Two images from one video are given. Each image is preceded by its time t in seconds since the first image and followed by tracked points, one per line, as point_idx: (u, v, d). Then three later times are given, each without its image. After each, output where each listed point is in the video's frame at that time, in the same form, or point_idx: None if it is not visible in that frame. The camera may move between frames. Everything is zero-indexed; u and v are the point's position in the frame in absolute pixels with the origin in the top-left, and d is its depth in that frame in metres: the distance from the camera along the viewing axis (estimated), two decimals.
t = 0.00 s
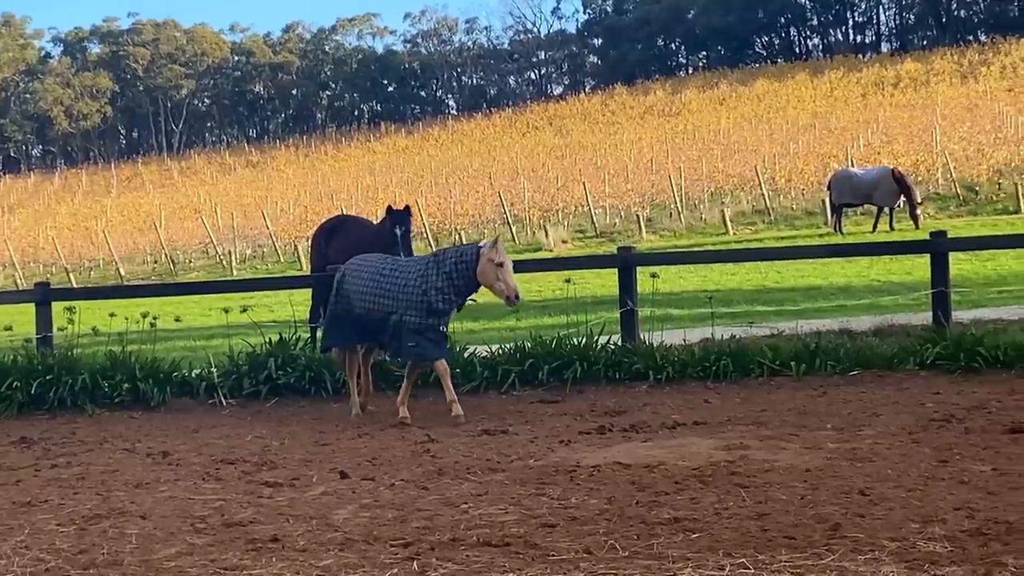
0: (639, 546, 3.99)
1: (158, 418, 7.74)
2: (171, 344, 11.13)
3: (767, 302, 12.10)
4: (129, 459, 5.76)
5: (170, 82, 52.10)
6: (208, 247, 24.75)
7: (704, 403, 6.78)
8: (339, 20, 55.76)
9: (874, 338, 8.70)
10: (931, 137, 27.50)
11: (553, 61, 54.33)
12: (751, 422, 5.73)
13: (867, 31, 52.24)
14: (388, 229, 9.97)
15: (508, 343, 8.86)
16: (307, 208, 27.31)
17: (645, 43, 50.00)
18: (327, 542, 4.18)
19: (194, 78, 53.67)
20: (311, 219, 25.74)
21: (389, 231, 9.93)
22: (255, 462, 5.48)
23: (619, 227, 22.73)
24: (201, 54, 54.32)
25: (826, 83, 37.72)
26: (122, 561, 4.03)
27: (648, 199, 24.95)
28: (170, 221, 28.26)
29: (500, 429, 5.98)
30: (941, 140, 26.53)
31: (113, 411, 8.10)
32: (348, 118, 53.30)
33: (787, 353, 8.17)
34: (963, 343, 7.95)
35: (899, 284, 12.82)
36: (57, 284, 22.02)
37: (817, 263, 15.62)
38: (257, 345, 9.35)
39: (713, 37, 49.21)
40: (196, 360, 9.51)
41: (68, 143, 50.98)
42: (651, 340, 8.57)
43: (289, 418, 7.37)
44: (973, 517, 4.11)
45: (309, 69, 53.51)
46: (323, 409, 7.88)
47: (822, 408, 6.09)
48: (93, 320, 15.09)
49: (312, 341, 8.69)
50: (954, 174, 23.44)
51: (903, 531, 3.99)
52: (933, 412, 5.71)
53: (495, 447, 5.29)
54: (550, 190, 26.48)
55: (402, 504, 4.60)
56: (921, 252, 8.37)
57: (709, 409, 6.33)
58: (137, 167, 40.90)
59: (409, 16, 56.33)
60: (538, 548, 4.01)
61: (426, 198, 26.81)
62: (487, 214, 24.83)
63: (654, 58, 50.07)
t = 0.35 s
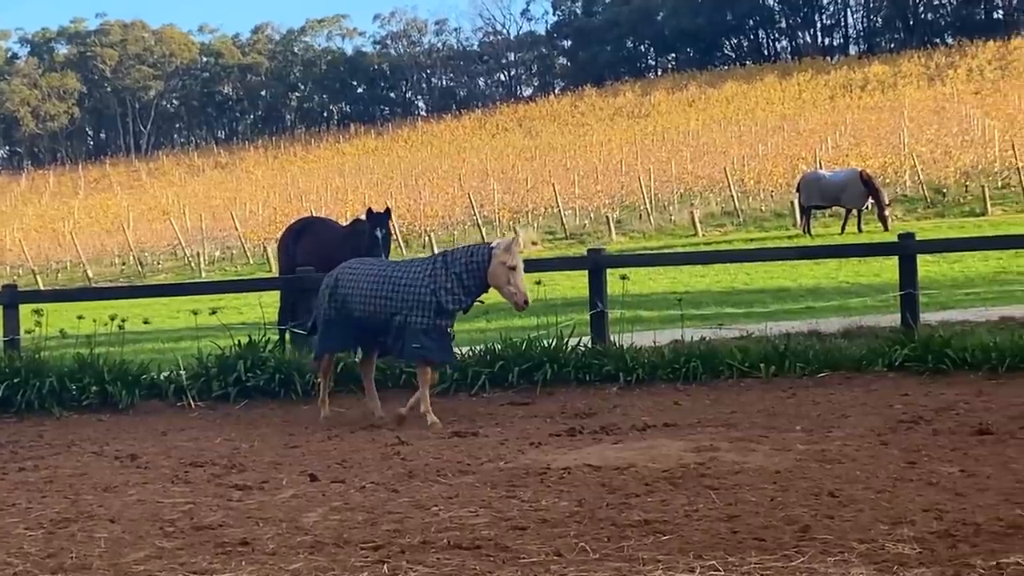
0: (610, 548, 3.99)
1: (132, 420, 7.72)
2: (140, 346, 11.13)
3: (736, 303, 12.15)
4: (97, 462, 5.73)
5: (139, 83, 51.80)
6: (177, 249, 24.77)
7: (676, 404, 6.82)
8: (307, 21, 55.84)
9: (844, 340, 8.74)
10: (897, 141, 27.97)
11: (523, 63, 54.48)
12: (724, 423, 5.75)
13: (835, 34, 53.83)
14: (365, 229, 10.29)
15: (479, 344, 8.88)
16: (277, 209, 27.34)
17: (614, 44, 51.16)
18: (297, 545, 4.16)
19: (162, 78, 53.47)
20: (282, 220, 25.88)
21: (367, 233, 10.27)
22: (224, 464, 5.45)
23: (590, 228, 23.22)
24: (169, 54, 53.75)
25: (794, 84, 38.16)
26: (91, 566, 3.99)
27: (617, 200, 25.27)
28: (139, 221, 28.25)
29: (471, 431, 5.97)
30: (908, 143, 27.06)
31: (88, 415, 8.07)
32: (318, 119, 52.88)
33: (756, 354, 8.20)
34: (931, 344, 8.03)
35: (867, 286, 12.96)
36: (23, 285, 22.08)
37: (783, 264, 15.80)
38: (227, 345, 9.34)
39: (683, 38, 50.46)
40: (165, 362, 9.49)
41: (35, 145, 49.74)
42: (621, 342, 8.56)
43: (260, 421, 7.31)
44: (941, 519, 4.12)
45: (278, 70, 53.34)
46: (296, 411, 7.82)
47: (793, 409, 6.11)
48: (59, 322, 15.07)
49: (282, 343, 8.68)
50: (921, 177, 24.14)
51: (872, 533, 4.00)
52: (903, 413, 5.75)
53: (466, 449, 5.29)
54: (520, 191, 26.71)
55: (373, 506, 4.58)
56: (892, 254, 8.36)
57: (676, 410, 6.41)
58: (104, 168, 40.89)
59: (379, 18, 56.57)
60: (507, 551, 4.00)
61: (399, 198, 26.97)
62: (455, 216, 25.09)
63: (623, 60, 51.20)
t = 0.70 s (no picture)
0: (569, 551, 3.98)
1: (95, 423, 7.69)
2: (98, 351, 11.11)
3: (696, 308, 12.22)
4: (55, 466, 5.70)
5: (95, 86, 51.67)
6: (133, 252, 24.66)
7: (636, 408, 6.85)
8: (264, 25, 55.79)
9: (802, 343, 8.77)
10: (857, 145, 28.22)
11: (482, 67, 54.57)
12: (683, 427, 5.77)
13: (794, 39, 53.56)
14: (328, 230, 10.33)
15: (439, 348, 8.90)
16: (236, 214, 27.36)
17: (574, 48, 51.94)
18: (256, 550, 4.13)
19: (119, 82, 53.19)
20: (240, 225, 25.90)
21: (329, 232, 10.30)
22: (183, 468, 5.42)
23: (549, 232, 23.10)
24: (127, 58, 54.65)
25: (753, 90, 38.42)
26: (48, 570, 3.97)
27: (577, 204, 25.28)
28: (95, 226, 28.19)
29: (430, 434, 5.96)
30: (867, 147, 27.30)
31: (51, 419, 8.03)
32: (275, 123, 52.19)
33: (716, 357, 8.23)
34: (889, 348, 8.08)
35: (827, 289, 13.05)
36: None
37: (741, 269, 15.78)
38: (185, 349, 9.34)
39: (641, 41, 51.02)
40: (124, 366, 9.48)
41: None
42: (581, 347, 8.58)
43: (222, 425, 7.27)
44: (899, 521, 4.13)
45: (236, 73, 53.48)
46: (261, 415, 7.78)
47: (751, 413, 6.14)
48: (17, 326, 15.01)
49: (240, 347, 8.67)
50: (879, 181, 24.19)
51: (830, 535, 4.00)
52: (860, 417, 5.78)
53: (425, 453, 5.28)
54: (479, 196, 26.81)
55: (333, 510, 4.57)
56: (849, 258, 8.40)
57: (634, 414, 6.44)
58: (61, 171, 40.79)
59: (338, 20, 56.68)
60: (467, 554, 3.98)
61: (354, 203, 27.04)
62: (415, 219, 25.09)
63: (583, 64, 52.06)
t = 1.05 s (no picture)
0: (526, 555, 3.96)
1: (57, 428, 7.66)
2: (54, 356, 11.10)
3: (652, 312, 12.29)
4: (9, 471, 5.67)
5: (49, 89, 51.32)
6: (88, 256, 24.59)
7: (593, 412, 6.88)
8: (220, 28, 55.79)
9: (757, 348, 8.83)
10: (809, 150, 28.61)
11: (439, 71, 54.72)
12: (639, 432, 5.80)
13: (749, 44, 54.66)
14: (291, 231, 9.84)
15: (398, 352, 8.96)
16: (191, 217, 27.49)
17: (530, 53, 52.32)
18: (212, 555, 4.12)
19: (74, 84, 52.94)
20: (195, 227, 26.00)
21: (291, 233, 9.82)
22: (139, 473, 5.41)
23: (505, 237, 23.11)
24: (80, 60, 54.21)
25: (708, 96, 38.86)
26: None
27: (534, 208, 25.42)
28: (50, 229, 28.20)
29: (387, 439, 5.97)
30: (822, 153, 27.66)
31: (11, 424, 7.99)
32: (231, 126, 53.27)
33: (672, 363, 8.28)
34: (843, 353, 8.14)
35: (783, 293, 13.14)
36: None
37: (696, 274, 15.84)
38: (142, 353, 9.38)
39: (597, 46, 52.13)
40: (81, 371, 9.50)
41: None
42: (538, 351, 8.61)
43: (184, 429, 7.24)
44: (854, 525, 4.12)
45: (191, 77, 53.78)
46: (220, 419, 7.78)
47: (707, 417, 6.17)
48: None
49: (196, 352, 8.71)
50: (834, 186, 24.34)
51: (785, 540, 4.00)
52: (815, 421, 5.83)
53: (381, 458, 5.29)
54: (435, 199, 27.07)
55: (289, 514, 4.55)
56: (802, 265, 8.45)
57: (591, 419, 6.48)
58: (15, 174, 40.77)
59: (294, 24, 57.01)
60: (424, 558, 3.97)
61: (308, 205, 27.12)
62: (371, 223, 25.23)
63: (539, 69, 52.62)
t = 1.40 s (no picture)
0: (482, 564, 3.93)
1: (17, 437, 7.59)
2: (8, 363, 11.07)
3: (609, 320, 12.38)
4: None
5: (5, 96, 51.20)
6: (43, 262, 24.46)
7: (552, 421, 6.95)
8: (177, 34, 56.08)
9: (715, 356, 8.87)
10: (766, 160, 29.06)
11: (397, 78, 56.13)
12: (595, 440, 5.82)
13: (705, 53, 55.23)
14: (249, 237, 9.88)
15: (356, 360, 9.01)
16: (147, 225, 27.64)
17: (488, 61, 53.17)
18: (167, 564, 4.07)
19: (28, 91, 52.73)
20: (150, 236, 26.07)
21: (250, 239, 9.86)
22: (94, 482, 5.37)
23: (462, 244, 23.20)
24: (35, 67, 53.81)
25: (666, 105, 40.05)
26: None
27: (491, 217, 25.68)
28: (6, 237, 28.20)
29: (343, 447, 5.96)
30: (778, 162, 28.16)
31: None
32: (187, 133, 52.64)
33: (629, 371, 8.34)
34: (799, 362, 8.20)
35: (738, 301, 13.27)
36: None
37: (652, 282, 15.95)
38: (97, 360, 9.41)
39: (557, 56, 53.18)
40: (36, 378, 9.52)
41: None
42: (495, 359, 8.66)
43: (142, 438, 7.21)
44: (810, 533, 4.12)
45: (149, 84, 53.42)
46: (177, 427, 7.76)
47: (663, 426, 6.21)
48: None
49: (152, 360, 8.75)
50: (790, 197, 24.52)
51: (742, 548, 3.98)
52: (772, 430, 5.88)
53: (339, 466, 5.28)
54: (393, 207, 27.49)
55: (245, 523, 4.53)
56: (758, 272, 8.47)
57: (548, 428, 6.52)
58: None
59: (250, 31, 57.47)
60: (381, 566, 3.93)
61: (267, 214, 27.68)
62: (329, 231, 25.47)
63: (497, 77, 53.23)
